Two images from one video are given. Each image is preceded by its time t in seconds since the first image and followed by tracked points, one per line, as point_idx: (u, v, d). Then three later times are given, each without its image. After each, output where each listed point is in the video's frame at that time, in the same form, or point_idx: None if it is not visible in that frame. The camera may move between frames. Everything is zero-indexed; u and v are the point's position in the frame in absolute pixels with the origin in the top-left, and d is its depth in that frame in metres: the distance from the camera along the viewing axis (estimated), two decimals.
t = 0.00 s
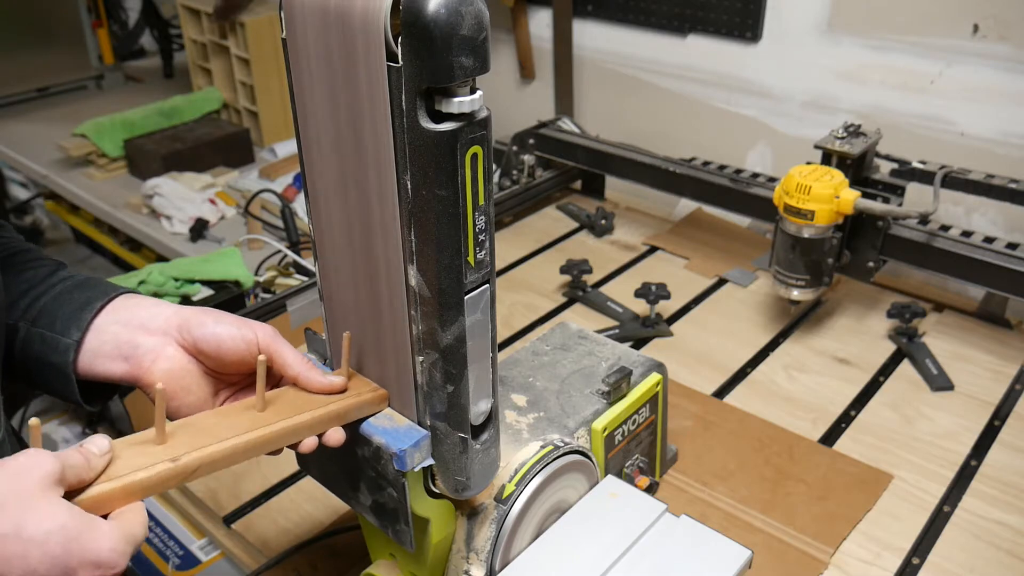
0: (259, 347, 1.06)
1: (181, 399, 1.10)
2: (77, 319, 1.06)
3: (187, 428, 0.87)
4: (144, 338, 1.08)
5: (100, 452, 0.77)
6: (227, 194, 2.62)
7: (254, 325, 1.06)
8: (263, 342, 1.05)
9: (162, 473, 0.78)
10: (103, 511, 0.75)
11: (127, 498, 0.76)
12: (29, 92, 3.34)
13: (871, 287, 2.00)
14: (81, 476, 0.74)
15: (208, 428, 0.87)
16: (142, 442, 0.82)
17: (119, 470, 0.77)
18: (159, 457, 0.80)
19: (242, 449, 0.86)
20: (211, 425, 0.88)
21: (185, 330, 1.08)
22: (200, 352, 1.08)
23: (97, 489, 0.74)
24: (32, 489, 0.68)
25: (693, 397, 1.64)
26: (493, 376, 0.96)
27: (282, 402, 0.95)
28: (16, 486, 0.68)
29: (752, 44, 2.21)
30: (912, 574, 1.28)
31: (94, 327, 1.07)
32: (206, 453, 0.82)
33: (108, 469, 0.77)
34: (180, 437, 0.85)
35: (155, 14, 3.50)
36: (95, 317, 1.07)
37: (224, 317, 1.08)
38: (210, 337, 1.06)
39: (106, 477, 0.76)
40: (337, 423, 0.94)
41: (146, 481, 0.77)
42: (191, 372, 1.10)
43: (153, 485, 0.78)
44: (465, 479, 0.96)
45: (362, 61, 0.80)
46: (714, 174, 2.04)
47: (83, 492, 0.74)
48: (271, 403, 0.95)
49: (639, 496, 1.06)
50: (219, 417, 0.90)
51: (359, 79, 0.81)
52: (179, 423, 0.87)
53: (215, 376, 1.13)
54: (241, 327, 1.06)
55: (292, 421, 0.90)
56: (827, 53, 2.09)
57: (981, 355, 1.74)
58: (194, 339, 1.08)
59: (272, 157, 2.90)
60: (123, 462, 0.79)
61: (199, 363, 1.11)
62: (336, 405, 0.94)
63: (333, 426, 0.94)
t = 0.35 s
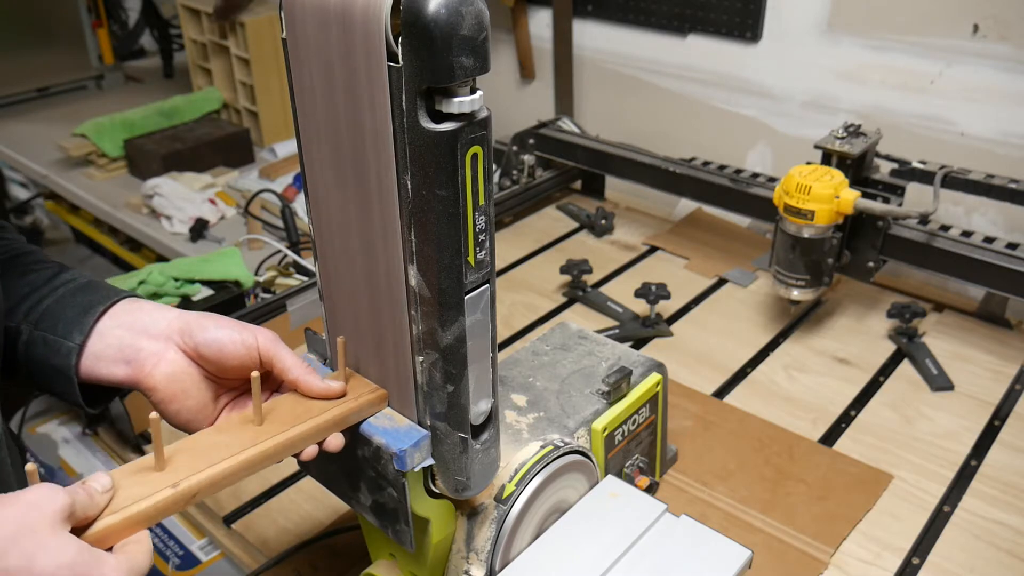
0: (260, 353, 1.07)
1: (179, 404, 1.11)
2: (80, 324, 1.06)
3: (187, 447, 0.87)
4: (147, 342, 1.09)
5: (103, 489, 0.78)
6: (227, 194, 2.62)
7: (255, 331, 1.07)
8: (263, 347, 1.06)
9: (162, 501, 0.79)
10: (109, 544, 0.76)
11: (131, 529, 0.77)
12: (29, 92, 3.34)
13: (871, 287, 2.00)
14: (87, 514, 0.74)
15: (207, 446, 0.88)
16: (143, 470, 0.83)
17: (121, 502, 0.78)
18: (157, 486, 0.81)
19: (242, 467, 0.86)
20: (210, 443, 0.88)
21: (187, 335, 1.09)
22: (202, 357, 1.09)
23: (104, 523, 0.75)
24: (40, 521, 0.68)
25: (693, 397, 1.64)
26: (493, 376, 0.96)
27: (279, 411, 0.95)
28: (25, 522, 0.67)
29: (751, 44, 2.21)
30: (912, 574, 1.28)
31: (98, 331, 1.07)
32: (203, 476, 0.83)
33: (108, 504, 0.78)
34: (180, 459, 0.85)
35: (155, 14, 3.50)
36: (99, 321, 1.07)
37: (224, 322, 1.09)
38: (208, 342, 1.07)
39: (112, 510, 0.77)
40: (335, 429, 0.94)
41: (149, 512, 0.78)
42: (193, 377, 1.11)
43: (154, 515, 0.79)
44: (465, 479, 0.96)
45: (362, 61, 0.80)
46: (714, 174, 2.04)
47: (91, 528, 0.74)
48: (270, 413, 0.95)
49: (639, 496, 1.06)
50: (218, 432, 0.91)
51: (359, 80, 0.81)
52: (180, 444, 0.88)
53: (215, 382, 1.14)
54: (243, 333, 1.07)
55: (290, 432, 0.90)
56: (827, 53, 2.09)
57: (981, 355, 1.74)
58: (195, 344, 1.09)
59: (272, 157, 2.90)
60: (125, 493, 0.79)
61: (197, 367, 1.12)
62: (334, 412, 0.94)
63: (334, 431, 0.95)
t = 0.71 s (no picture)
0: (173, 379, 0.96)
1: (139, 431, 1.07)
2: (25, 352, 1.02)
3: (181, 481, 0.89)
4: (80, 377, 1.03)
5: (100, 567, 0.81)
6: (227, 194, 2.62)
7: (171, 350, 0.96)
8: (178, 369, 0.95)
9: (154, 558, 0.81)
10: None
11: None
12: (29, 92, 3.35)
13: (871, 287, 2.00)
14: None
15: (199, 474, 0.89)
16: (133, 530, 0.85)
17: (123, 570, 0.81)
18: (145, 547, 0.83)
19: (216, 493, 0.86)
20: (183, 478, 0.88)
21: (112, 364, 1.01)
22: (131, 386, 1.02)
23: None
24: None
25: (692, 398, 1.64)
26: (493, 376, 0.96)
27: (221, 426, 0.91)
28: None
29: (751, 44, 2.21)
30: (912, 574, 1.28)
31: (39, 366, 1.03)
32: (177, 523, 0.83)
33: None
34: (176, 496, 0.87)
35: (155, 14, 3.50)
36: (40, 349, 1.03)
37: (136, 347, 0.99)
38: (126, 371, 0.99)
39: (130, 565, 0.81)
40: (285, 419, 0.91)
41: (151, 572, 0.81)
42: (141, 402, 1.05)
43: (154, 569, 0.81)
44: (465, 479, 0.96)
45: (362, 61, 0.80)
46: (714, 174, 2.04)
47: None
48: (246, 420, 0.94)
49: (639, 496, 1.06)
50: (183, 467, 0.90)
51: (359, 80, 0.81)
52: (160, 489, 0.89)
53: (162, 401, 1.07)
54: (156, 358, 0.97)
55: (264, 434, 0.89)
56: (827, 53, 2.09)
57: (981, 355, 1.74)
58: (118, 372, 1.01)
59: (272, 157, 2.90)
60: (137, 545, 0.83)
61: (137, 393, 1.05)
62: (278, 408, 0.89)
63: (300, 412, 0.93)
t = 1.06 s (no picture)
0: (255, 367, 1.06)
1: (179, 430, 1.12)
2: (76, 344, 1.05)
3: (188, 471, 0.87)
4: (143, 368, 1.09)
5: (109, 524, 0.78)
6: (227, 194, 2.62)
7: (251, 343, 1.07)
8: (261, 360, 1.05)
9: (171, 530, 0.80)
10: None
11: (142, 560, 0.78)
12: (29, 92, 3.35)
13: (871, 287, 2.00)
14: (97, 553, 0.74)
15: (209, 468, 0.87)
16: (146, 498, 0.83)
17: (130, 534, 0.78)
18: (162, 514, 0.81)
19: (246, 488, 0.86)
20: (213, 464, 0.88)
21: (182, 357, 1.09)
22: (198, 378, 1.09)
23: (115, 560, 0.75)
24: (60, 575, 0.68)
25: (693, 398, 1.64)
26: (493, 376, 0.96)
27: (279, 424, 0.94)
28: None
29: (752, 44, 2.21)
30: (912, 574, 1.28)
31: (93, 355, 1.07)
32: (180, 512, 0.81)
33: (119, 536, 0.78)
34: (183, 485, 0.85)
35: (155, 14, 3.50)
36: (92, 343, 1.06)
37: (220, 340, 1.09)
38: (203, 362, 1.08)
39: (120, 543, 0.77)
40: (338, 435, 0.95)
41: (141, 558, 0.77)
42: (190, 400, 1.11)
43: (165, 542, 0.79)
44: (465, 479, 0.96)
45: (363, 60, 0.80)
46: (714, 174, 2.04)
47: (102, 566, 0.74)
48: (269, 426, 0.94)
49: (639, 496, 1.06)
50: (216, 452, 0.90)
51: (360, 80, 0.81)
52: (182, 467, 0.88)
53: (211, 400, 1.14)
54: (239, 348, 1.07)
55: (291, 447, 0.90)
56: (827, 53, 2.09)
57: (981, 355, 1.74)
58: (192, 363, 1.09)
59: (272, 157, 2.90)
60: (131, 525, 0.79)
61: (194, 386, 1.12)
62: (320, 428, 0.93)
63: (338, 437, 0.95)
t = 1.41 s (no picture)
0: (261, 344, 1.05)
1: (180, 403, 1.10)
2: (78, 319, 1.06)
3: (185, 405, 0.84)
4: (148, 338, 1.07)
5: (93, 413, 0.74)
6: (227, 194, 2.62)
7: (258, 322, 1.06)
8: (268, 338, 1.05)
9: (163, 443, 0.76)
10: (101, 475, 0.72)
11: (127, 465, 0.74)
12: (29, 92, 3.35)
13: (871, 287, 2.00)
14: (82, 441, 0.71)
15: (206, 408, 0.85)
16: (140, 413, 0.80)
17: (119, 436, 0.75)
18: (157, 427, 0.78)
19: (241, 432, 0.84)
20: (210, 405, 0.86)
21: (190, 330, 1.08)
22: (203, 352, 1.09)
23: (99, 452, 0.72)
24: (28, 470, 0.65)
25: (693, 398, 1.64)
26: (493, 376, 0.96)
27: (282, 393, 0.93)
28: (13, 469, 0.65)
29: (752, 44, 2.21)
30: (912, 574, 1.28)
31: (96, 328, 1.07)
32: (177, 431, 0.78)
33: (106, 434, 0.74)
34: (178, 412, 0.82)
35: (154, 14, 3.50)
36: (96, 317, 1.07)
37: (228, 316, 1.08)
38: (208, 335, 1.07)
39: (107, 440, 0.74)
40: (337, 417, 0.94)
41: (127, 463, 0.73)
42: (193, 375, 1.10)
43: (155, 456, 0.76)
44: (465, 479, 0.96)
45: (363, 58, 0.80)
46: (714, 174, 2.04)
47: (84, 457, 0.71)
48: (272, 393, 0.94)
49: (639, 496, 1.06)
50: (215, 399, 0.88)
51: (360, 78, 0.81)
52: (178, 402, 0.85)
53: (215, 375, 1.13)
54: (247, 325, 1.06)
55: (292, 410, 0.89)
56: (827, 53, 2.09)
57: (981, 355, 1.74)
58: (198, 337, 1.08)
59: (272, 157, 2.90)
60: (120, 430, 0.76)
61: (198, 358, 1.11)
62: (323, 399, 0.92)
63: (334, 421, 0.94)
